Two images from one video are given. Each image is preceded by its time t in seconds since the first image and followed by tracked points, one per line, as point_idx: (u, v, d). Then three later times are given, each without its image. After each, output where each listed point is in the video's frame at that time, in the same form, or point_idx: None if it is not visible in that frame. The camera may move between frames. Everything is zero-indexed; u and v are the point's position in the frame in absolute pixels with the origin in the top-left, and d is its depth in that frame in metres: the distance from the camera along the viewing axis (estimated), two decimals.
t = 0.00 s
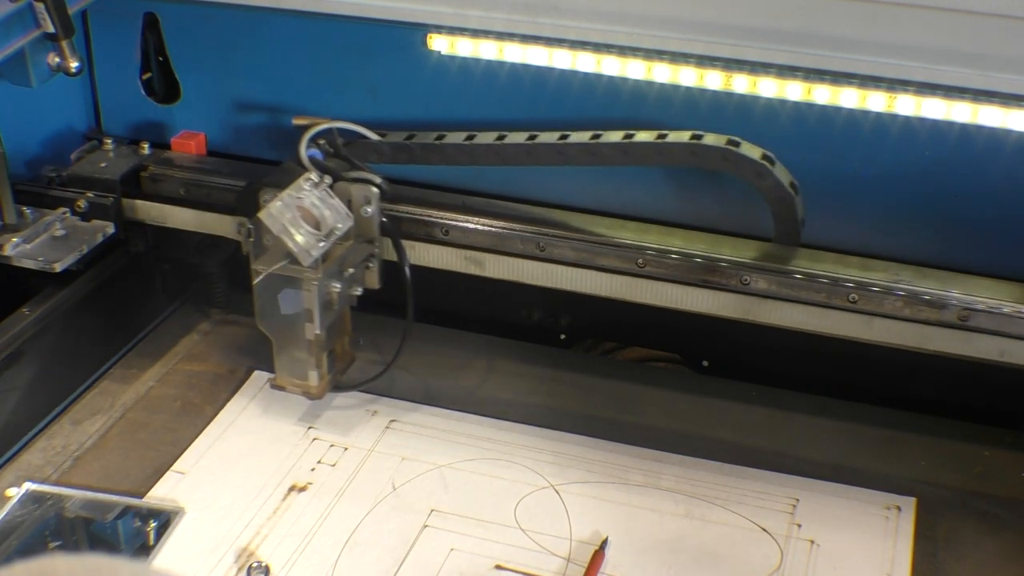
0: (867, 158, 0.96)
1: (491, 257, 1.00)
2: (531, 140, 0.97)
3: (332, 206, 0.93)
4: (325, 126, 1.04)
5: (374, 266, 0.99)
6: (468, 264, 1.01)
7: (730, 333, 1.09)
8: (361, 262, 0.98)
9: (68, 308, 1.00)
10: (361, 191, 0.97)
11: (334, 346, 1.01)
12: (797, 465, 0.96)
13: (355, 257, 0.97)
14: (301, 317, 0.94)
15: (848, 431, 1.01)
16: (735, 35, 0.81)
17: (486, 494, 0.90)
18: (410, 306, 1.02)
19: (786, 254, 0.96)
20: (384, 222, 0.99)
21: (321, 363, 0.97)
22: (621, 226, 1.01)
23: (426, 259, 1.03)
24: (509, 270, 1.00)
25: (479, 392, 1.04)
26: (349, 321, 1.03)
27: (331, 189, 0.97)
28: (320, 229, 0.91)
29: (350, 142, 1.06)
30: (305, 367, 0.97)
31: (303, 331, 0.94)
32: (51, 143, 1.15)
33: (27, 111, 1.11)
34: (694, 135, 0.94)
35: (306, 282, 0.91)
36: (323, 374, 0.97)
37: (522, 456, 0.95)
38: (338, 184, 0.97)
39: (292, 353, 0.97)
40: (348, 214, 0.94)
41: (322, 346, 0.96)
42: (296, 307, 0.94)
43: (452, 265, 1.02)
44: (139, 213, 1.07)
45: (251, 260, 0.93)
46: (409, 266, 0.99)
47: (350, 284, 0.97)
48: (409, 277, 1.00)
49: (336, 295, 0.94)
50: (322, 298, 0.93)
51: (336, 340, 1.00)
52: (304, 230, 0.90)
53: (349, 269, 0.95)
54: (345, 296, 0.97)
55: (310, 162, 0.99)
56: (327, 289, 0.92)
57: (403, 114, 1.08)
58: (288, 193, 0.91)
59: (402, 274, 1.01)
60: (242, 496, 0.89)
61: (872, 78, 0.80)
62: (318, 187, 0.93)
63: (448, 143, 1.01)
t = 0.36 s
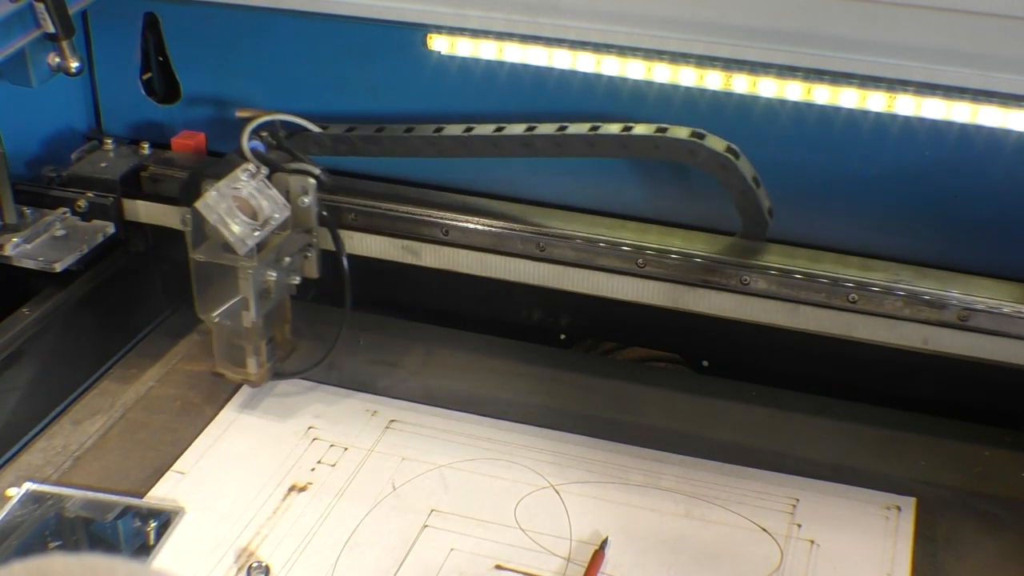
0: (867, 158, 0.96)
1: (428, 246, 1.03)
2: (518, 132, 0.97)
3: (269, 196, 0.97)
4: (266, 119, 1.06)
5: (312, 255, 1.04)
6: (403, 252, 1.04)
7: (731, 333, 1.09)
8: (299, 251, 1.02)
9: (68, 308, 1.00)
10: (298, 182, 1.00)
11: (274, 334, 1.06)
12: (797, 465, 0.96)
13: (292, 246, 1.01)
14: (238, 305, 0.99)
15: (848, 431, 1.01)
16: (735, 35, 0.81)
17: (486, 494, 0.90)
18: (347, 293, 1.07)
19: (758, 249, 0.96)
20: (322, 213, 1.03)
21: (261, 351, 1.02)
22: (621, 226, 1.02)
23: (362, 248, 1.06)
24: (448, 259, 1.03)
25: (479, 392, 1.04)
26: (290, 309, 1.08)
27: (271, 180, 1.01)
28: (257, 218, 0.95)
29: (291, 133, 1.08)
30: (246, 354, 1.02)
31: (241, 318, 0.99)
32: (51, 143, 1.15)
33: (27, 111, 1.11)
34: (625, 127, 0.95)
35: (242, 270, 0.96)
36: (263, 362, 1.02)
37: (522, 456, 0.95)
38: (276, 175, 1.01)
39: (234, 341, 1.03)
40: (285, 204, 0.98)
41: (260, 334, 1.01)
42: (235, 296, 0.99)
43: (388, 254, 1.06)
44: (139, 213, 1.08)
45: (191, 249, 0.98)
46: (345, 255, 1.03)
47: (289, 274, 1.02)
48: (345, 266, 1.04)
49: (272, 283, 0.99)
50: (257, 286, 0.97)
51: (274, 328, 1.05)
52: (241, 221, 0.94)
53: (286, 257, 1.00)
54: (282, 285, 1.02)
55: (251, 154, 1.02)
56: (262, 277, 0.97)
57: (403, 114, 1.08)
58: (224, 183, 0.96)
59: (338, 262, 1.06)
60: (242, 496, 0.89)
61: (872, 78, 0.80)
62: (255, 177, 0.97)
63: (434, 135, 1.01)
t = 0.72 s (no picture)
0: (866, 158, 0.96)
1: (367, 237, 1.06)
2: (518, 125, 0.97)
3: (208, 187, 1.01)
4: (210, 111, 1.09)
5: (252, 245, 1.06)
6: (343, 243, 1.07)
7: (730, 333, 1.09)
8: (239, 241, 1.05)
9: (67, 308, 1.00)
10: (237, 173, 1.03)
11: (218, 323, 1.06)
12: (797, 465, 0.96)
13: (233, 236, 1.04)
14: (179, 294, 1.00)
15: (848, 431, 1.01)
16: (735, 36, 0.81)
17: (486, 494, 0.90)
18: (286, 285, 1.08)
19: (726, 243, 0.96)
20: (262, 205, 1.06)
21: (201, 339, 1.02)
22: (621, 225, 1.02)
23: (304, 237, 1.09)
24: (385, 250, 1.06)
25: (479, 392, 1.04)
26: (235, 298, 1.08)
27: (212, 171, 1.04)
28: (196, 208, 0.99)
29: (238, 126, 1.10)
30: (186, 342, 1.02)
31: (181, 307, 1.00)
32: (50, 143, 1.15)
33: (26, 111, 1.11)
34: (558, 119, 0.97)
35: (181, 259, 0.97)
36: (203, 350, 1.03)
37: (522, 456, 0.95)
38: (218, 165, 1.04)
39: (175, 329, 1.03)
40: (224, 195, 1.02)
41: (200, 322, 1.02)
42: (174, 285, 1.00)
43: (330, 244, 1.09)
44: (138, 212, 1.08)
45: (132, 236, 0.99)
46: (283, 244, 1.06)
47: (229, 264, 1.03)
48: (285, 255, 1.07)
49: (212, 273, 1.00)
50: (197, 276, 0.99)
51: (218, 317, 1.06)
52: (180, 211, 0.97)
53: (225, 247, 1.02)
54: (223, 274, 1.03)
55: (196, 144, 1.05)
56: (201, 266, 0.98)
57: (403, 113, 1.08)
58: (164, 175, 0.99)
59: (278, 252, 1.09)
60: (242, 496, 0.89)
61: (872, 79, 0.80)
62: (195, 168, 1.01)
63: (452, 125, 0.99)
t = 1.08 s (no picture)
0: (866, 158, 0.96)
1: (364, 237, 1.06)
2: (517, 125, 0.97)
3: (208, 186, 1.02)
4: (209, 111, 1.09)
5: (251, 245, 1.07)
6: (342, 242, 1.07)
7: (731, 333, 1.09)
8: (238, 241, 1.06)
9: (67, 307, 1.00)
10: (236, 173, 1.04)
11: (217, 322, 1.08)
12: (797, 465, 0.96)
13: (233, 235, 1.05)
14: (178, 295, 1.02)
15: (849, 431, 1.01)
16: (736, 35, 0.81)
17: (486, 494, 0.90)
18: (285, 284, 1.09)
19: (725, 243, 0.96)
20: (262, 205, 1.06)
21: (201, 339, 1.04)
22: (621, 226, 1.02)
23: (304, 238, 1.09)
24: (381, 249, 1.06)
25: (479, 392, 1.04)
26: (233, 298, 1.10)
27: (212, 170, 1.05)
28: (195, 208, 1.00)
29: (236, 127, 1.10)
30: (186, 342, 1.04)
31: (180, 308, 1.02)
32: (50, 143, 1.15)
33: (26, 110, 1.11)
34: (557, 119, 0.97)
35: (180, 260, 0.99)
36: (203, 350, 1.05)
37: (522, 456, 0.95)
38: (216, 165, 1.04)
39: (174, 329, 1.04)
40: (223, 194, 1.03)
41: (200, 322, 1.04)
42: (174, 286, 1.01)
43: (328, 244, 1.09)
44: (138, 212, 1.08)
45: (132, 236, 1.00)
46: (283, 243, 1.06)
47: (228, 263, 1.05)
48: (284, 255, 1.07)
49: (211, 272, 1.02)
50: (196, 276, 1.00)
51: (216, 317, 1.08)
52: (179, 211, 0.99)
53: (225, 247, 1.03)
54: (223, 273, 1.05)
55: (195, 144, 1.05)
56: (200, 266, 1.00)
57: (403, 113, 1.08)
58: (163, 174, 1.00)
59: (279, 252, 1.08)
60: (242, 496, 0.89)
61: (873, 78, 0.80)
62: (194, 167, 1.02)
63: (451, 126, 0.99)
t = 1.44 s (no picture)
0: (867, 158, 0.96)
1: (364, 237, 1.06)
2: (517, 125, 0.97)
3: (208, 186, 1.02)
4: (209, 112, 1.09)
5: (251, 245, 1.07)
6: (342, 243, 1.07)
7: (731, 333, 1.09)
8: (237, 241, 1.06)
9: (67, 308, 1.00)
10: (236, 174, 1.04)
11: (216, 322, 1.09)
12: (798, 465, 0.96)
13: (232, 235, 1.05)
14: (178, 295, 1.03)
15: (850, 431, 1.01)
16: (736, 36, 0.80)
17: (486, 494, 0.90)
18: (285, 284, 1.09)
19: (726, 243, 0.96)
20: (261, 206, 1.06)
21: (200, 338, 1.05)
22: (621, 226, 1.02)
23: (303, 238, 1.09)
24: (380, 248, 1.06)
25: (480, 392, 1.04)
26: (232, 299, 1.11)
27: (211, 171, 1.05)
28: (196, 208, 1.01)
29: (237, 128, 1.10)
30: (186, 342, 1.05)
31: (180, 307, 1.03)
32: (50, 143, 1.15)
33: (26, 110, 1.11)
34: (557, 119, 0.97)
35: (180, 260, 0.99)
36: (203, 350, 1.05)
37: (522, 456, 0.95)
38: (216, 166, 1.04)
39: (174, 329, 1.05)
40: (224, 194, 1.03)
41: (199, 322, 1.04)
42: (174, 286, 1.02)
43: (328, 244, 1.08)
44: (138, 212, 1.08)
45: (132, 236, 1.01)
46: (283, 243, 1.06)
47: (228, 263, 1.06)
48: (284, 256, 1.07)
49: (210, 272, 1.03)
50: (196, 276, 1.01)
51: (214, 317, 1.09)
52: (179, 211, 0.99)
53: (224, 247, 1.04)
54: (223, 272, 1.06)
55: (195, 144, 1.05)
56: (200, 266, 1.01)
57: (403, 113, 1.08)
58: (163, 174, 1.00)
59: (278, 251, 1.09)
60: (242, 496, 0.89)
61: (872, 78, 0.79)
62: (193, 168, 1.02)
63: (451, 126, 0.99)
